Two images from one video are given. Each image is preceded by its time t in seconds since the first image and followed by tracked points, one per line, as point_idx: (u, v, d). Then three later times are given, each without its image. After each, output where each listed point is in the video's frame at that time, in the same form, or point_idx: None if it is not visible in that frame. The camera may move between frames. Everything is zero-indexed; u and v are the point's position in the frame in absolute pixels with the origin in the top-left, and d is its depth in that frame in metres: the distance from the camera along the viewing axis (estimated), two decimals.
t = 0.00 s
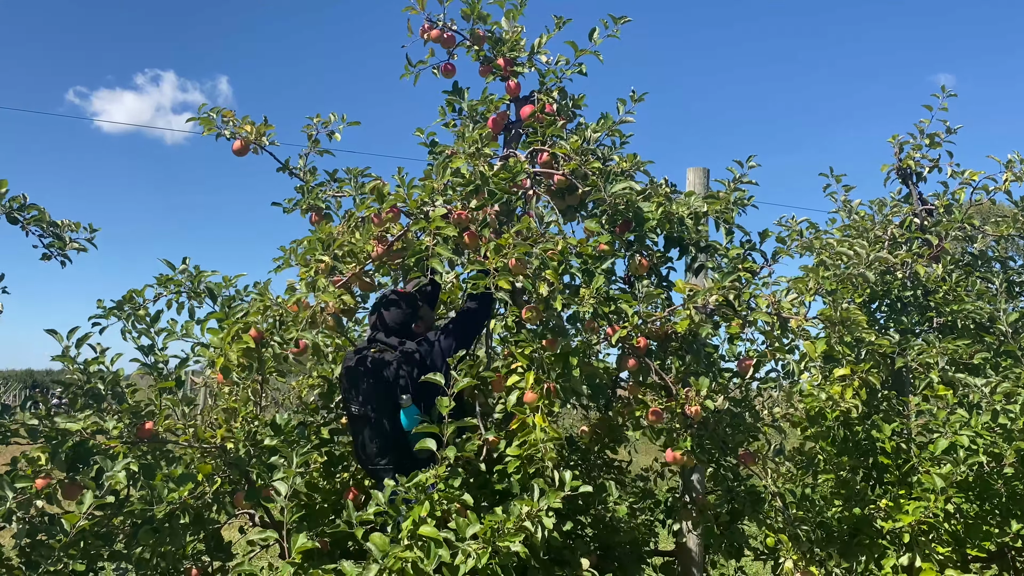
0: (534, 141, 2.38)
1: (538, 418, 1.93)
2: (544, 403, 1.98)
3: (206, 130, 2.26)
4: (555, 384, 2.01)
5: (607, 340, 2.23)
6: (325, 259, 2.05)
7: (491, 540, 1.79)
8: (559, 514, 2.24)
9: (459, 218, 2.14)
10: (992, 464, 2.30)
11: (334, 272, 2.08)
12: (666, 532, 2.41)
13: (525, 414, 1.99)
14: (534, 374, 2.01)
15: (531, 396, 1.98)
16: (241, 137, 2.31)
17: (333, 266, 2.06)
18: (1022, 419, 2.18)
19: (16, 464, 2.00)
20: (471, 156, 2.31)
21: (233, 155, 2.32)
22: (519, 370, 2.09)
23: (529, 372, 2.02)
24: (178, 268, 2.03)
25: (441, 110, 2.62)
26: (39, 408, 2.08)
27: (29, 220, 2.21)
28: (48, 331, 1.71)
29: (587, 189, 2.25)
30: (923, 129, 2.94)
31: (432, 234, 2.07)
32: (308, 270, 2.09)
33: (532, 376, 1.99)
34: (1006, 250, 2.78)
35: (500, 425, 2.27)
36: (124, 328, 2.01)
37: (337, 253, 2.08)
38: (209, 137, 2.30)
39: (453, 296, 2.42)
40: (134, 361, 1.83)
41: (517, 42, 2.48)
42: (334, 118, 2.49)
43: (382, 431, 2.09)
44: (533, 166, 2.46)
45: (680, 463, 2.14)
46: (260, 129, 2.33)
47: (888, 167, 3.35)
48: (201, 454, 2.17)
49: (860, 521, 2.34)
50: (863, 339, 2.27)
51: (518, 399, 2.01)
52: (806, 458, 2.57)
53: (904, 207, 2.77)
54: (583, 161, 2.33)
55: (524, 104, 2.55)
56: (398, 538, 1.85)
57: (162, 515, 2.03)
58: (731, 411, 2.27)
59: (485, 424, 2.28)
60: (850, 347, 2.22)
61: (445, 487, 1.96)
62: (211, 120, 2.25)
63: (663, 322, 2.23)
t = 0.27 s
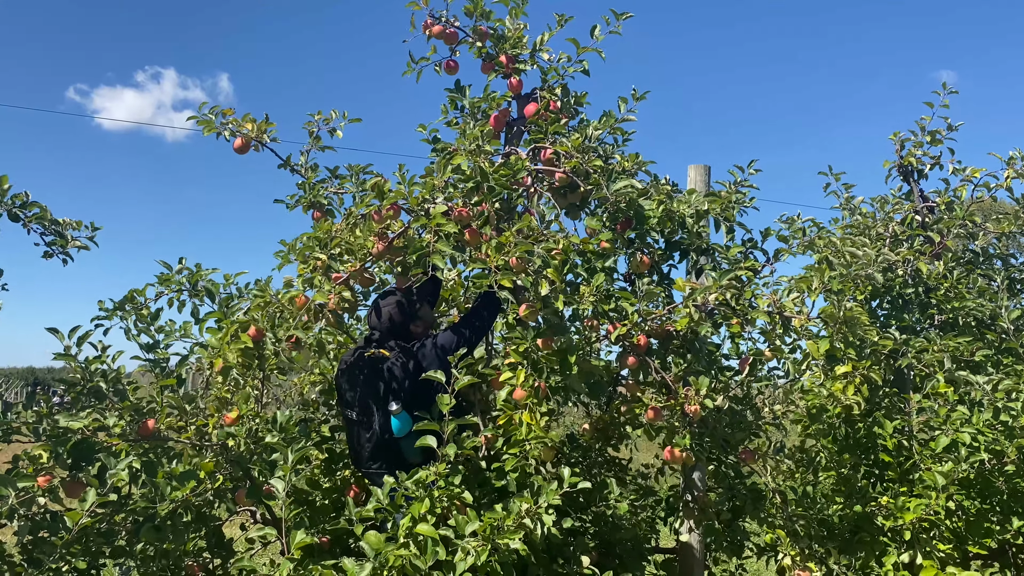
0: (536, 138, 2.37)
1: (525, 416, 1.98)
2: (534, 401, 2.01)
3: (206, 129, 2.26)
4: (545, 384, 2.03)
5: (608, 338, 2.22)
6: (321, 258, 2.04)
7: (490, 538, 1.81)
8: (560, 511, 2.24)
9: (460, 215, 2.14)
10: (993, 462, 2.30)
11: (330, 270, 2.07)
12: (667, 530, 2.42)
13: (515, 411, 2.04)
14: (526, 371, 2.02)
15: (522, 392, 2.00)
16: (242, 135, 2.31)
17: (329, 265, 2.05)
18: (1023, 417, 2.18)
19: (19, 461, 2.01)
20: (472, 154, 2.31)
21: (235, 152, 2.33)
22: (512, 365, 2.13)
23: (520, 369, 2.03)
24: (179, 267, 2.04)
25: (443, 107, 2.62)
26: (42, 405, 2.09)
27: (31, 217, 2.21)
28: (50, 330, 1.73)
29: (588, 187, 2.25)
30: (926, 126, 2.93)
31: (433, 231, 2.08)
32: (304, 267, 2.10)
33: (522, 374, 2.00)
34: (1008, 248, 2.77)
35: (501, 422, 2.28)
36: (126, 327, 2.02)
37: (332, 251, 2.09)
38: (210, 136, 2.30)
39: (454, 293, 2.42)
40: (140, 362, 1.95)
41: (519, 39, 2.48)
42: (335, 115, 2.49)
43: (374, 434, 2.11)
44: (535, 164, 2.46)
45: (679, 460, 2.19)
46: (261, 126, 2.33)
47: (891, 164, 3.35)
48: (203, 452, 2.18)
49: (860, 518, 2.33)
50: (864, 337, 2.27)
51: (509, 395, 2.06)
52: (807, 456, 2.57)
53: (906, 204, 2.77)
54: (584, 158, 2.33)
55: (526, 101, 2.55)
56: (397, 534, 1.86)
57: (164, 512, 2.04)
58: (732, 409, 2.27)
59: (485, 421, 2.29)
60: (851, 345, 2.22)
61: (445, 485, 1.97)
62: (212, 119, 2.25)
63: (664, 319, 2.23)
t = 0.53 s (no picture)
0: (536, 135, 2.37)
1: (531, 415, 1.98)
2: (538, 400, 2.02)
3: (208, 126, 2.26)
4: (548, 382, 2.03)
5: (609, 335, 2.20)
6: (331, 254, 2.05)
7: (490, 535, 1.81)
8: (560, 509, 2.24)
9: (460, 212, 2.17)
10: (994, 459, 2.30)
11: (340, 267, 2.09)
12: (668, 527, 2.42)
13: (518, 410, 2.04)
14: (528, 370, 2.04)
15: (525, 391, 2.02)
16: (243, 133, 2.31)
17: (339, 261, 2.07)
18: None
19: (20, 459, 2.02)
20: (471, 151, 2.31)
21: (236, 150, 2.33)
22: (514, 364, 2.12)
23: (524, 368, 2.05)
24: (180, 265, 2.05)
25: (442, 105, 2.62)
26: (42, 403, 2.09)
27: (32, 216, 2.21)
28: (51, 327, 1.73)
29: (587, 184, 2.25)
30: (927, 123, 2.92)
31: (433, 228, 2.08)
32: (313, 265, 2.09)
33: (525, 373, 2.02)
34: (1010, 245, 2.77)
35: (501, 420, 2.28)
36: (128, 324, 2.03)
37: (342, 248, 2.08)
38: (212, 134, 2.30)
39: (454, 290, 2.43)
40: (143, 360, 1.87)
41: (519, 36, 2.48)
42: (336, 113, 2.50)
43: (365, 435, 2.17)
44: (535, 161, 2.46)
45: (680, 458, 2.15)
46: (262, 124, 2.33)
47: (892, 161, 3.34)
48: (204, 450, 2.19)
49: (860, 516, 2.33)
50: (864, 335, 2.27)
51: (513, 394, 2.05)
52: (808, 453, 2.57)
53: (908, 201, 2.75)
54: (584, 155, 2.33)
55: (526, 99, 2.55)
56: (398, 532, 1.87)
57: (165, 510, 2.05)
58: (732, 406, 2.27)
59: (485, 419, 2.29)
60: (851, 342, 2.22)
61: (445, 482, 1.97)
62: (214, 117, 2.26)
63: (664, 317, 2.23)
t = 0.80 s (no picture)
0: (537, 133, 2.37)
1: (533, 411, 1.97)
2: (542, 395, 2.02)
3: (210, 124, 2.26)
4: (554, 378, 2.03)
5: (610, 333, 2.21)
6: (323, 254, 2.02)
7: (492, 532, 1.82)
8: (562, 505, 2.24)
9: (460, 210, 2.15)
10: (996, 456, 2.30)
11: (332, 266, 2.04)
12: (670, 524, 2.42)
13: (523, 406, 2.03)
14: (533, 366, 2.04)
15: (530, 387, 2.01)
16: (245, 130, 2.31)
17: (330, 261, 2.02)
18: None
19: (23, 456, 2.03)
20: (472, 149, 2.31)
21: (237, 148, 2.33)
22: (519, 360, 2.12)
23: (528, 364, 2.05)
24: (181, 263, 2.05)
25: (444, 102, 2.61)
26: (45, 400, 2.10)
27: (31, 214, 2.21)
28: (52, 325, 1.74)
29: (588, 181, 2.25)
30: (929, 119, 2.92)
31: (434, 226, 2.08)
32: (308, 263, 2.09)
33: (530, 368, 2.02)
34: (1012, 242, 2.76)
35: (503, 417, 2.28)
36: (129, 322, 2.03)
37: (340, 246, 2.07)
38: (213, 131, 2.30)
39: (456, 287, 2.43)
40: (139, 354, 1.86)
41: (520, 34, 2.48)
42: (337, 111, 2.50)
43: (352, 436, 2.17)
44: (537, 158, 2.46)
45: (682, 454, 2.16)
46: (264, 122, 2.33)
47: (893, 159, 3.33)
48: (206, 447, 2.20)
49: (862, 513, 2.34)
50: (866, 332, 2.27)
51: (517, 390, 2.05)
52: (810, 450, 2.57)
53: (909, 198, 2.75)
54: (585, 152, 2.33)
55: (528, 96, 2.55)
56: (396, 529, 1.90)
57: (167, 507, 2.06)
58: (734, 403, 2.27)
59: (487, 415, 2.29)
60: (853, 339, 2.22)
61: (446, 479, 1.98)
62: (216, 114, 2.25)
63: (665, 314, 2.23)
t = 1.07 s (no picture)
0: (539, 130, 2.37)
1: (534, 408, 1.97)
2: (544, 391, 2.01)
3: (212, 121, 2.26)
4: (554, 374, 2.03)
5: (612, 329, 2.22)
6: (329, 249, 2.06)
7: (493, 528, 1.83)
8: (564, 502, 2.24)
9: (462, 207, 2.16)
10: (998, 453, 2.30)
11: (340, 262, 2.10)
12: (671, 521, 2.42)
13: (525, 402, 2.02)
14: (534, 362, 2.04)
15: (531, 382, 2.00)
16: (247, 127, 2.31)
17: (336, 256, 2.07)
18: None
19: (25, 453, 2.03)
20: (474, 146, 2.31)
21: (239, 146, 2.33)
22: (520, 358, 2.13)
23: (529, 360, 2.05)
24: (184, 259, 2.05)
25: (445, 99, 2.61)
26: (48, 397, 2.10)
27: (36, 211, 2.21)
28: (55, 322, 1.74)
29: (589, 178, 2.25)
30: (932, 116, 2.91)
31: (435, 223, 2.08)
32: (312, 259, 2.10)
33: (531, 364, 2.01)
34: (1015, 239, 2.76)
35: (504, 414, 2.28)
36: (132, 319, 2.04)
37: (343, 243, 2.10)
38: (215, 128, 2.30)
39: (457, 284, 2.42)
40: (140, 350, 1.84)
41: (522, 31, 2.48)
42: (339, 108, 2.49)
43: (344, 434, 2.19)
44: (538, 155, 2.45)
45: (682, 450, 2.17)
46: (265, 119, 2.32)
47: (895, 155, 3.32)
48: (208, 444, 2.20)
49: (865, 509, 2.36)
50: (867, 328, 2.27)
51: (518, 385, 2.04)
52: (811, 447, 2.57)
53: (912, 195, 2.74)
54: (587, 149, 2.32)
55: (529, 93, 2.54)
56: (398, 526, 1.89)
57: (169, 504, 2.06)
58: (736, 400, 2.27)
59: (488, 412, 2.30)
60: (855, 336, 2.21)
61: (448, 475, 1.98)
62: (218, 111, 2.25)
63: (667, 311, 2.23)
